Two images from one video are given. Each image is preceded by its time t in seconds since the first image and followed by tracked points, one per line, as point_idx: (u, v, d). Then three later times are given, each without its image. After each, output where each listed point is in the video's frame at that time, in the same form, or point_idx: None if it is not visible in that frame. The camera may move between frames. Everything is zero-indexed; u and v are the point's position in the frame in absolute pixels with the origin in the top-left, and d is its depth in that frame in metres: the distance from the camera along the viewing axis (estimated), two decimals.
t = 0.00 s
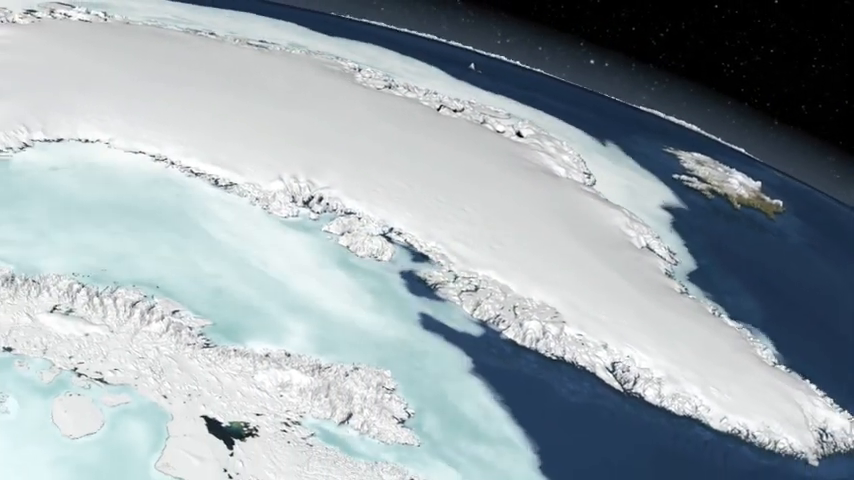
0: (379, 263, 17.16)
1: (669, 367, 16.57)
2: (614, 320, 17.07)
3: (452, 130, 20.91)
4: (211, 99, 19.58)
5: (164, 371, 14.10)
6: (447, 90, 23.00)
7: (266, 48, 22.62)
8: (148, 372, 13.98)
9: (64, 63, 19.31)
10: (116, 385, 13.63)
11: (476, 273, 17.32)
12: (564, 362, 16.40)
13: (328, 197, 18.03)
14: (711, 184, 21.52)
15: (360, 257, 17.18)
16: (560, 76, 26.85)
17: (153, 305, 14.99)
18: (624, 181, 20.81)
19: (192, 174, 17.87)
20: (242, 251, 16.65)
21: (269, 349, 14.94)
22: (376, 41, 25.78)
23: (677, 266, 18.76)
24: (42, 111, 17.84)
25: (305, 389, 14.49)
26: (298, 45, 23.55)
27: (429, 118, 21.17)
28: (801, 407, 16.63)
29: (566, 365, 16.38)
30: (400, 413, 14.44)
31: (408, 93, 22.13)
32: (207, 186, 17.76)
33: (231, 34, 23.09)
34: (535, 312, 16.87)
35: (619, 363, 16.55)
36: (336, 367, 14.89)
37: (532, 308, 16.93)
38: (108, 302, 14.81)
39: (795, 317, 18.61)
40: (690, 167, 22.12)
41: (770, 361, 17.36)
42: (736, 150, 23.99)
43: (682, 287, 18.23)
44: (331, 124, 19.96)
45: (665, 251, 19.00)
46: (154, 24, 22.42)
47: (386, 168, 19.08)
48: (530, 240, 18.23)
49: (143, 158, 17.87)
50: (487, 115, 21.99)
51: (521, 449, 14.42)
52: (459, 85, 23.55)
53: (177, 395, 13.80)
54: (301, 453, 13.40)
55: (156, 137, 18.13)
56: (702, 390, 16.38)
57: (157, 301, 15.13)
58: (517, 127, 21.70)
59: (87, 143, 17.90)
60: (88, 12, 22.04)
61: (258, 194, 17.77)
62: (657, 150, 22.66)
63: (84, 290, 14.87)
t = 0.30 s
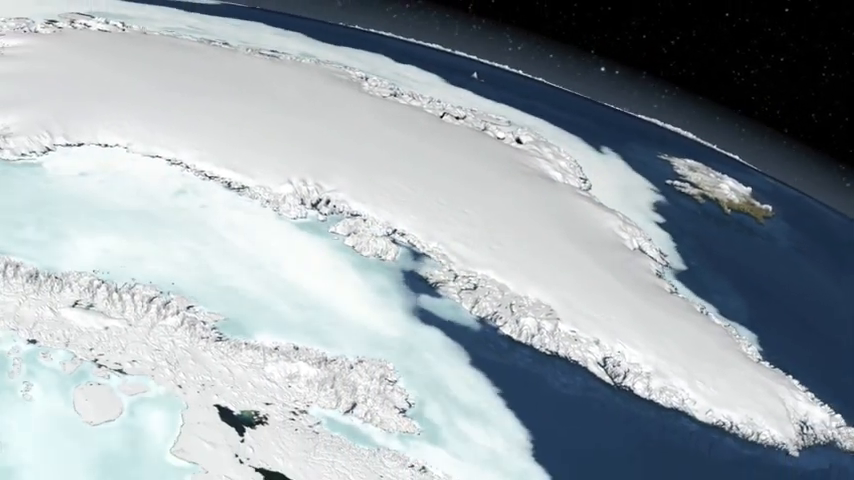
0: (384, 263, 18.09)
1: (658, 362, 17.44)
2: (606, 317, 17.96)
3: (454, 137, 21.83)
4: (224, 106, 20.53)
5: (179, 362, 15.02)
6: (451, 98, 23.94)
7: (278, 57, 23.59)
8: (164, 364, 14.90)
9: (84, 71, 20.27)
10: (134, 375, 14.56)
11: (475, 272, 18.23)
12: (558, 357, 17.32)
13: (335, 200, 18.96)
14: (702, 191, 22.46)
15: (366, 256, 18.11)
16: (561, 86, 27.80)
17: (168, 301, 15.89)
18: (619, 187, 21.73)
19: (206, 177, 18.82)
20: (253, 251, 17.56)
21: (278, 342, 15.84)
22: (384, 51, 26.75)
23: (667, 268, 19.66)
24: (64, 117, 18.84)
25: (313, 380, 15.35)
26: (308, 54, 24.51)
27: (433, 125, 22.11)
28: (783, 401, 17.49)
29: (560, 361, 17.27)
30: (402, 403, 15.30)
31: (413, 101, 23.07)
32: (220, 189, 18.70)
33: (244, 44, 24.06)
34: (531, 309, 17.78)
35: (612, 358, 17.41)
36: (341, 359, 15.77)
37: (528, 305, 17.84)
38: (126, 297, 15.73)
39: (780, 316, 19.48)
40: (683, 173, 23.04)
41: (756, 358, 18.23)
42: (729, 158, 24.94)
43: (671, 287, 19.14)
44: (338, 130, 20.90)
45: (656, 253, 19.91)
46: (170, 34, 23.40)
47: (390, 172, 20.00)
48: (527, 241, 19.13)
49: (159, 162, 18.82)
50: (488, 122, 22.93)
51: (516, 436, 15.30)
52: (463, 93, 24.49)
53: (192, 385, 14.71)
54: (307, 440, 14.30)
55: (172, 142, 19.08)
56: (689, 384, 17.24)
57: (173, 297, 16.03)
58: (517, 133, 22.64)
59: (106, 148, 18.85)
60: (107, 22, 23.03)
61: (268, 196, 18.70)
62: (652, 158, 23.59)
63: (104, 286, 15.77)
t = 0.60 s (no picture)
0: (388, 263, 19.06)
1: (647, 357, 18.34)
2: (599, 314, 18.90)
3: (457, 143, 22.79)
4: (237, 112, 21.53)
5: (194, 355, 15.91)
6: (454, 106, 24.93)
7: (288, 66, 24.59)
8: (179, 356, 15.79)
9: (104, 79, 21.26)
10: (151, 367, 15.43)
11: (474, 271, 19.18)
12: (552, 352, 18.28)
13: (343, 203, 19.93)
14: (693, 196, 23.49)
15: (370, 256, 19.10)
16: (561, 94, 28.79)
17: (183, 297, 16.82)
18: (613, 192, 22.76)
19: (219, 181, 19.80)
20: (264, 251, 18.49)
21: (287, 337, 16.78)
22: (390, 60, 27.76)
23: (657, 269, 20.60)
24: (84, 123, 19.76)
25: (320, 372, 16.27)
26: (317, 64, 25.51)
27: (436, 132, 23.09)
28: (767, 395, 18.40)
29: (554, 356, 18.21)
30: (403, 394, 16.27)
31: (417, 108, 24.06)
32: (233, 191, 19.67)
33: (256, 54, 25.06)
34: (527, 306, 18.73)
35: (603, 353, 18.36)
36: (346, 354, 16.69)
37: (525, 303, 18.81)
38: (143, 293, 16.61)
39: (765, 315, 20.41)
40: (677, 179, 24.12)
41: (742, 354, 19.14)
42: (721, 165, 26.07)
43: (662, 286, 20.10)
44: (346, 136, 21.89)
45: (648, 255, 20.88)
46: (185, 43, 24.42)
47: (395, 175, 20.97)
48: (525, 241, 20.08)
49: (175, 166, 19.80)
50: (489, 129, 23.91)
51: (511, 426, 16.25)
52: (465, 101, 25.47)
53: (205, 376, 15.59)
54: (314, 427, 15.22)
55: (187, 147, 20.07)
56: (677, 378, 18.15)
57: (188, 293, 16.96)
58: (516, 140, 23.62)
59: (125, 152, 19.81)
60: (125, 32, 24.04)
61: (279, 199, 19.67)
62: (647, 164, 24.61)
63: (122, 282, 16.66)
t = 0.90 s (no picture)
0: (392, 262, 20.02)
1: (637, 352, 19.24)
2: (592, 311, 19.89)
3: (459, 149, 23.82)
4: (249, 118, 22.58)
5: (207, 348, 16.19)
6: (457, 113, 25.96)
7: (298, 74, 25.61)
8: (194, 349, 16.01)
9: (122, 87, 22.25)
10: (167, 359, 15.53)
11: (473, 271, 20.17)
12: (546, 347, 19.22)
13: (350, 209, 20.89)
14: (684, 200, 24.66)
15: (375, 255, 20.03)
16: (560, 103, 29.83)
17: (198, 294, 17.28)
18: (608, 196, 23.83)
19: (231, 184, 20.70)
20: (274, 247, 19.36)
21: (295, 332, 17.34)
22: (395, 69, 28.78)
23: (647, 270, 21.61)
24: (105, 128, 20.74)
25: (326, 364, 16.78)
26: (325, 72, 26.54)
27: (439, 138, 24.11)
28: (751, 389, 19.35)
29: (549, 350, 19.15)
30: (404, 386, 16.93)
31: (421, 115, 25.08)
32: (244, 192, 20.57)
33: (267, 62, 26.07)
34: (523, 304, 19.69)
35: (596, 348, 19.27)
36: (353, 347, 17.32)
37: (522, 300, 19.80)
38: (159, 289, 17.03)
39: (751, 315, 21.43)
40: (669, 184, 25.29)
41: (727, 349, 20.16)
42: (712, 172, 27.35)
43: (652, 286, 21.13)
44: (353, 141, 22.94)
45: (639, 256, 21.93)
46: (199, 52, 25.45)
47: (398, 179, 22.00)
48: (522, 242, 21.09)
49: (190, 169, 20.73)
50: (489, 136, 24.94)
51: (502, 415, 17.04)
52: (466, 108, 26.53)
53: (217, 369, 15.78)
54: (319, 417, 15.46)
55: (202, 152, 21.07)
56: (665, 372, 19.06)
57: (203, 290, 17.46)
58: (515, 146, 24.68)
59: (141, 156, 20.68)
60: (141, 41, 25.05)
61: (288, 201, 20.58)
62: (640, 170, 25.72)
63: (139, 280, 17.06)
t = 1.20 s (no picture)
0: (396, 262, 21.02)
1: (628, 349, 20.18)
2: (585, 309, 20.83)
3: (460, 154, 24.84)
4: (259, 122, 23.64)
5: (219, 341, 17.08)
6: (459, 119, 27.01)
7: (307, 82, 26.67)
8: (206, 342, 16.88)
9: (139, 94, 23.32)
10: (181, 351, 16.40)
11: (472, 270, 21.16)
12: (541, 343, 20.18)
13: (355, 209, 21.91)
14: (676, 204, 25.71)
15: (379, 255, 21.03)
16: (561, 109, 30.88)
17: (210, 291, 18.14)
18: (603, 200, 24.85)
19: (243, 187, 21.73)
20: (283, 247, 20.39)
21: (303, 328, 18.06)
22: (401, 76, 29.84)
23: (639, 271, 22.64)
24: (123, 133, 21.80)
25: (332, 358, 17.66)
26: (333, 80, 27.60)
27: (442, 144, 25.15)
28: (736, 383, 20.30)
29: (544, 345, 20.12)
30: (406, 378, 17.75)
31: (425, 122, 26.12)
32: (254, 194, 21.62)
33: (277, 70, 27.13)
34: (520, 302, 20.66)
35: (588, 344, 20.22)
36: (358, 341, 18.16)
37: (520, 298, 20.75)
38: (174, 286, 17.93)
39: (739, 314, 22.39)
40: (663, 189, 26.35)
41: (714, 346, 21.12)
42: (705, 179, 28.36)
43: (643, 286, 22.13)
44: (358, 145, 23.97)
45: (631, 257, 22.95)
46: (212, 60, 26.52)
47: (402, 182, 23.03)
48: (519, 243, 22.09)
49: (203, 172, 21.78)
50: (490, 141, 25.98)
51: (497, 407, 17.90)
52: (469, 115, 27.58)
53: (228, 361, 16.64)
54: (325, 407, 16.31)
55: (214, 156, 22.11)
56: (654, 368, 19.98)
57: (215, 286, 18.36)
58: (515, 151, 25.73)
59: (158, 159, 21.79)
60: (157, 49, 26.12)
61: (298, 202, 21.62)
62: (636, 175, 26.76)
63: (155, 277, 17.95)
